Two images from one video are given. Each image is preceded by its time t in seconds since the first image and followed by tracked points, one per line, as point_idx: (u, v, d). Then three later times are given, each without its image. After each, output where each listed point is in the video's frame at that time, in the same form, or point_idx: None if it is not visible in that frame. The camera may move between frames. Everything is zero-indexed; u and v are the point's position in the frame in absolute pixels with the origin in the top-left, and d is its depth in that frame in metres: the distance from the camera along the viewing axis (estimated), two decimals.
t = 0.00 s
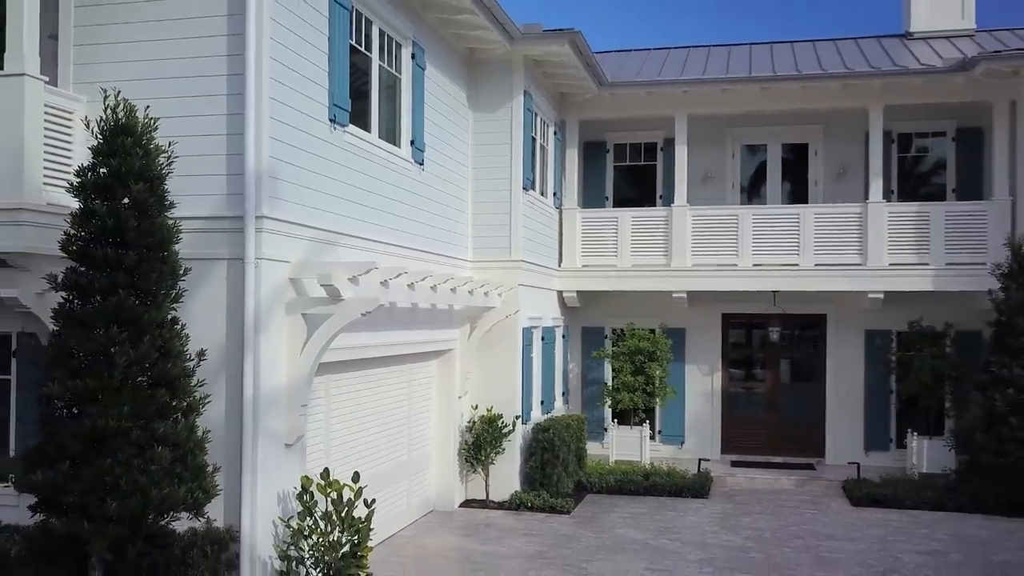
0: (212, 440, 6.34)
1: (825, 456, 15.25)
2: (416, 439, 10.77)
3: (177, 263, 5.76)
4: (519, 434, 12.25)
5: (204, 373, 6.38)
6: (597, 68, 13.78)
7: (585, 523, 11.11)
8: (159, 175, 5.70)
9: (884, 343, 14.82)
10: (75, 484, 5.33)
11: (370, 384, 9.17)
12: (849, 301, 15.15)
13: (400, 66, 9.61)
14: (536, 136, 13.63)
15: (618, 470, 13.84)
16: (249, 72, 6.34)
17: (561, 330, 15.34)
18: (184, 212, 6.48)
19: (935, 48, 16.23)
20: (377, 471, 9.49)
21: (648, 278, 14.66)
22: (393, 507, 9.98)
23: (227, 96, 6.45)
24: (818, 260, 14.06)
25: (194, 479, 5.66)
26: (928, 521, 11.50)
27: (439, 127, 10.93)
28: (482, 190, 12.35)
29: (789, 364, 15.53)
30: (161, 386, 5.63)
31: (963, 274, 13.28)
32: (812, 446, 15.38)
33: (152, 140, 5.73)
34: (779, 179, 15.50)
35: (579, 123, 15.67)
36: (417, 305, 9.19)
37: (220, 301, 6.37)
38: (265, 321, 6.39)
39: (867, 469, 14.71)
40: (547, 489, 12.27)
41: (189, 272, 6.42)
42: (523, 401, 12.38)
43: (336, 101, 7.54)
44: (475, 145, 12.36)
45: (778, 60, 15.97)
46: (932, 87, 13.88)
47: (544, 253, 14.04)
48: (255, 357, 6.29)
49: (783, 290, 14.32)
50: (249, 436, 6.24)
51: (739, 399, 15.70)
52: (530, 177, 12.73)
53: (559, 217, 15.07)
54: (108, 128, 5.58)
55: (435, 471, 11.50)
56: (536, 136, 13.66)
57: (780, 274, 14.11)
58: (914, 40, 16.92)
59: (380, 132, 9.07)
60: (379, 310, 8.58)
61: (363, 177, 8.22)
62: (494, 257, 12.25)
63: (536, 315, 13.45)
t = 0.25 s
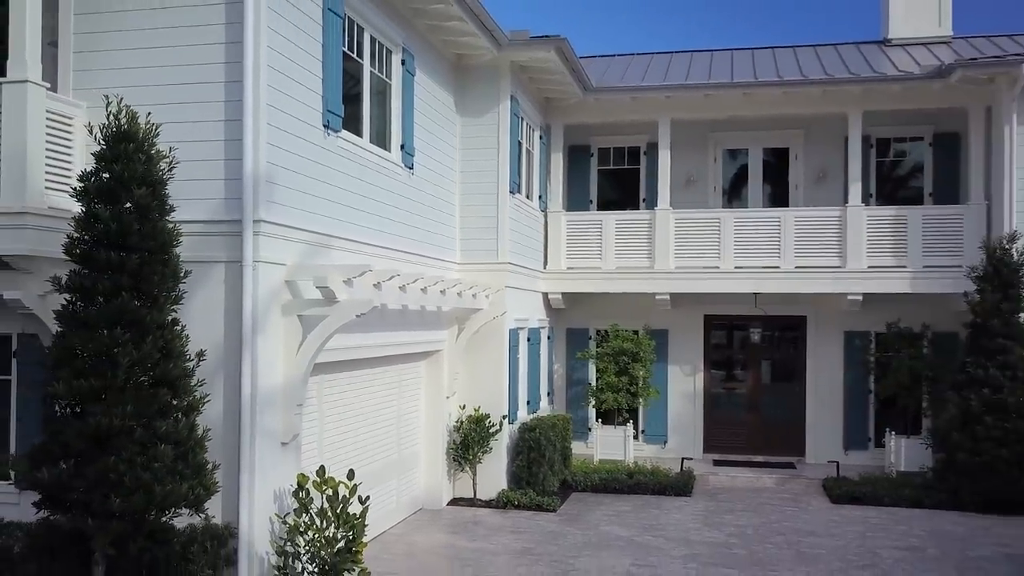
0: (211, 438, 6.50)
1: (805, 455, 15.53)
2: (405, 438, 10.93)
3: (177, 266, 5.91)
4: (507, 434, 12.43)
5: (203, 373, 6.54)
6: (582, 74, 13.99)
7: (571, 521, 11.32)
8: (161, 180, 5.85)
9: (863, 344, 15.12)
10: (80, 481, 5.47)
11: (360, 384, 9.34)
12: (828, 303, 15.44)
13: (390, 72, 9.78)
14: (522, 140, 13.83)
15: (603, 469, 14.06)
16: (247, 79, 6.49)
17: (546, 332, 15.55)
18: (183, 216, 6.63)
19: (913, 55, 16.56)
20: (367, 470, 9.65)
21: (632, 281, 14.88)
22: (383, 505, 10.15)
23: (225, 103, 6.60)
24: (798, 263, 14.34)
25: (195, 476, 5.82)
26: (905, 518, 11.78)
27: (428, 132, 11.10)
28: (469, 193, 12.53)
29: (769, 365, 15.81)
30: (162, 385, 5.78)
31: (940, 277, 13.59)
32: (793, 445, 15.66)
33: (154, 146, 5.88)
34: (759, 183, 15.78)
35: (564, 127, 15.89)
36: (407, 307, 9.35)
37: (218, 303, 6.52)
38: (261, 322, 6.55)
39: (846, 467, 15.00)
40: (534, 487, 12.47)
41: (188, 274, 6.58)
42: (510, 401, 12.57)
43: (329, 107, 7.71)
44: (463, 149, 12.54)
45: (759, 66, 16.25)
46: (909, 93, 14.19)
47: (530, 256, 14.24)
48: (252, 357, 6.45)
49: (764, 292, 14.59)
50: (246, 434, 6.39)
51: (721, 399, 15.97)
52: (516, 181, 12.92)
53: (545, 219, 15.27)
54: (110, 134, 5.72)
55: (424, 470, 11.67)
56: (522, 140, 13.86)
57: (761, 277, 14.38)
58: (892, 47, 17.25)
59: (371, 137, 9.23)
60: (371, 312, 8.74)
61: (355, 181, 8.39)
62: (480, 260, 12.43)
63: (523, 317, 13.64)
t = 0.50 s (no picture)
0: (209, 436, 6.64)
1: (786, 454, 15.80)
2: (395, 438, 11.10)
3: (178, 269, 6.07)
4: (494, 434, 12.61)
5: (202, 373, 6.68)
6: (568, 79, 14.19)
7: (558, 519, 11.52)
8: (162, 185, 6.00)
9: (843, 345, 15.41)
10: (85, 478, 5.61)
11: (352, 384, 9.50)
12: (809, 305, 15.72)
13: (382, 78, 9.95)
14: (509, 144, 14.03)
15: (588, 468, 14.27)
16: (245, 86, 6.64)
17: (532, 333, 15.74)
18: (181, 220, 6.77)
19: (892, 61, 16.87)
20: (358, 469, 9.81)
21: (616, 283, 15.10)
22: (374, 503, 10.31)
23: (223, 109, 6.75)
24: (780, 265, 14.60)
25: (196, 473, 6.00)
26: (884, 515, 12.06)
27: (418, 137, 11.28)
28: (457, 196, 12.72)
29: (751, 366, 16.08)
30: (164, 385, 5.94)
31: (918, 279, 13.89)
32: (774, 444, 15.93)
33: (155, 151, 6.02)
34: (742, 186, 16.05)
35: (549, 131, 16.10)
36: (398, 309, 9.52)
37: (217, 305, 6.68)
38: (259, 324, 6.70)
39: (827, 466, 15.28)
40: (521, 486, 12.65)
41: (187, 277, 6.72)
42: (497, 401, 12.75)
43: (323, 113, 7.87)
44: (451, 153, 12.72)
45: (742, 71, 16.52)
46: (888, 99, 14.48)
47: (517, 258, 14.44)
48: (250, 357, 6.61)
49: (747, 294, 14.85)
50: (244, 433, 6.54)
51: (704, 399, 16.22)
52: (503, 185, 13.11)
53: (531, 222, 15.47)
54: (113, 140, 5.86)
55: (413, 469, 11.84)
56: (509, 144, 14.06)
57: (744, 279, 14.63)
58: (871, 53, 17.57)
59: (363, 141, 9.40)
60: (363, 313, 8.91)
61: (348, 185, 8.55)
62: (468, 262, 12.61)
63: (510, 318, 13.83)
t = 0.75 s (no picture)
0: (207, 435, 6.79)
1: (769, 453, 16.07)
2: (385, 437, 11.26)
3: (179, 271, 6.23)
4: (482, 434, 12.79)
5: (200, 373, 6.83)
6: (554, 84, 14.39)
7: (545, 516, 11.71)
8: (163, 190, 6.15)
9: (824, 346, 15.69)
10: (89, 476, 5.76)
11: (344, 384, 9.66)
12: (791, 307, 15.99)
13: (373, 84, 10.11)
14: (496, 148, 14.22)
15: (574, 467, 14.47)
16: (243, 93, 6.79)
17: (519, 334, 15.93)
18: (180, 224, 6.92)
19: (872, 67, 17.17)
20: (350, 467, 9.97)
21: (601, 285, 15.31)
22: (365, 501, 10.47)
23: (221, 115, 6.90)
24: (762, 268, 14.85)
25: (196, 470, 6.15)
26: (864, 512, 12.33)
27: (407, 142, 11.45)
28: (446, 199, 12.90)
29: (734, 367, 16.34)
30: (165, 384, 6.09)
31: (897, 281, 14.17)
32: (757, 444, 16.19)
33: (156, 157, 6.18)
34: (725, 190, 16.30)
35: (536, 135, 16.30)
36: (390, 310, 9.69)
37: (215, 307, 6.83)
38: (256, 325, 6.86)
39: (808, 465, 15.55)
40: (509, 485, 12.83)
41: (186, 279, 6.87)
42: (485, 401, 12.93)
43: (317, 119, 8.03)
44: (439, 156, 12.89)
45: (725, 77, 16.78)
46: (868, 105, 14.76)
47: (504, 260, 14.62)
48: (248, 358, 6.76)
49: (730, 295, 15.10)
50: (242, 431, 6.70)
51: (687, 399, 16.46)
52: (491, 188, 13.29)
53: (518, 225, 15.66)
54: (115, 146, 6.01)
55: (403, 468, 12.00)
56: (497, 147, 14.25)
57: (727, 281, 14.86)
58: (852, 59, 17.87)
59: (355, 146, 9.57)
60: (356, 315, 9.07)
61: (341, 189, 8.72)
62: (456, 264, 12.79)
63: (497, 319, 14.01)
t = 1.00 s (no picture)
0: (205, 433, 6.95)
1: (751, 452, 16.33)
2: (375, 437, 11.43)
3: (178, 273, 6.38)
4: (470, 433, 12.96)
5: (198, 373, 6.99)
6: (541, 88, 14.60)
7: (532, 514, 11.91)
8: (163, 194, 6.30)
9: (806, 347, 15.97)
10: (92, 473, 5.90)
11: (336, 384, 9.82)
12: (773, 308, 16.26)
13: (364, 89, 10.27)
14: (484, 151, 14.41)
15: (560, 467, 14.67)
16: (240, 99, 6.95)
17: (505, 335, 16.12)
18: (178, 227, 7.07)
19: (852, 73, 17.48)
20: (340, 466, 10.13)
21: (585, 286, 15.51)
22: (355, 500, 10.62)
23: (219, 121, 7.06)
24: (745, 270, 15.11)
25: (196, 468, 6.30)
26: (844, 509, 12.60)
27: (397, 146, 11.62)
28: (434, 202, 13.07)
29: (717, 367, 16.61)
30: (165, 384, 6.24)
31: (877, 283, 14.46)
32: (740, 443, 16.46)
33: (157, 162, 6.33)
34: (708, 193, 16.56)
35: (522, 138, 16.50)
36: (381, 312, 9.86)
37: (212, 309, 6.99)
38: (253, 326, 7.03)
39: (789, 464, 15.82)
40: (496, 484, 13.01)
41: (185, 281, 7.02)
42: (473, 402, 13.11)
43: (311, 124, 8.19)
44: (428, 160, 13.07)
45: (708, 82, 17.05)
46: (848, 111, 15.05)
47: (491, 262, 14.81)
48: (245, 358, 6.92)
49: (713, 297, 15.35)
50: (239, 429, 6.86)
51: (671, 399, 16.70)
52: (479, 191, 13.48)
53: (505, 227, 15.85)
54: (117, 151, 6.16)
55: (392, 467, 12.17)
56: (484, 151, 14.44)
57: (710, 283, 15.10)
58: (833, 65, 18.19)
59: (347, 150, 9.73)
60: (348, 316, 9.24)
61: (334, 192, 8.88)
62: (444, 266, 12.97)
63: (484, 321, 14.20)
